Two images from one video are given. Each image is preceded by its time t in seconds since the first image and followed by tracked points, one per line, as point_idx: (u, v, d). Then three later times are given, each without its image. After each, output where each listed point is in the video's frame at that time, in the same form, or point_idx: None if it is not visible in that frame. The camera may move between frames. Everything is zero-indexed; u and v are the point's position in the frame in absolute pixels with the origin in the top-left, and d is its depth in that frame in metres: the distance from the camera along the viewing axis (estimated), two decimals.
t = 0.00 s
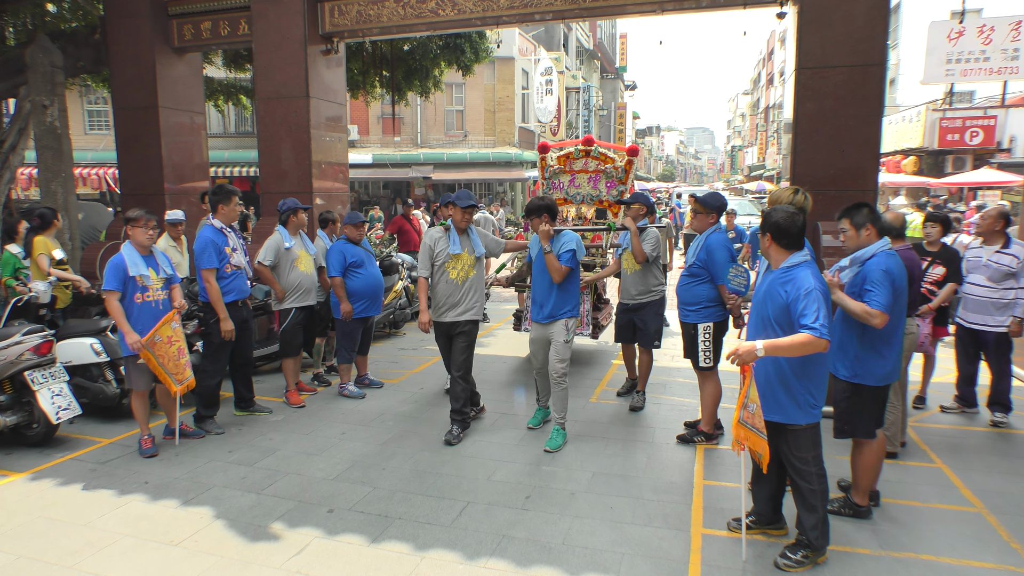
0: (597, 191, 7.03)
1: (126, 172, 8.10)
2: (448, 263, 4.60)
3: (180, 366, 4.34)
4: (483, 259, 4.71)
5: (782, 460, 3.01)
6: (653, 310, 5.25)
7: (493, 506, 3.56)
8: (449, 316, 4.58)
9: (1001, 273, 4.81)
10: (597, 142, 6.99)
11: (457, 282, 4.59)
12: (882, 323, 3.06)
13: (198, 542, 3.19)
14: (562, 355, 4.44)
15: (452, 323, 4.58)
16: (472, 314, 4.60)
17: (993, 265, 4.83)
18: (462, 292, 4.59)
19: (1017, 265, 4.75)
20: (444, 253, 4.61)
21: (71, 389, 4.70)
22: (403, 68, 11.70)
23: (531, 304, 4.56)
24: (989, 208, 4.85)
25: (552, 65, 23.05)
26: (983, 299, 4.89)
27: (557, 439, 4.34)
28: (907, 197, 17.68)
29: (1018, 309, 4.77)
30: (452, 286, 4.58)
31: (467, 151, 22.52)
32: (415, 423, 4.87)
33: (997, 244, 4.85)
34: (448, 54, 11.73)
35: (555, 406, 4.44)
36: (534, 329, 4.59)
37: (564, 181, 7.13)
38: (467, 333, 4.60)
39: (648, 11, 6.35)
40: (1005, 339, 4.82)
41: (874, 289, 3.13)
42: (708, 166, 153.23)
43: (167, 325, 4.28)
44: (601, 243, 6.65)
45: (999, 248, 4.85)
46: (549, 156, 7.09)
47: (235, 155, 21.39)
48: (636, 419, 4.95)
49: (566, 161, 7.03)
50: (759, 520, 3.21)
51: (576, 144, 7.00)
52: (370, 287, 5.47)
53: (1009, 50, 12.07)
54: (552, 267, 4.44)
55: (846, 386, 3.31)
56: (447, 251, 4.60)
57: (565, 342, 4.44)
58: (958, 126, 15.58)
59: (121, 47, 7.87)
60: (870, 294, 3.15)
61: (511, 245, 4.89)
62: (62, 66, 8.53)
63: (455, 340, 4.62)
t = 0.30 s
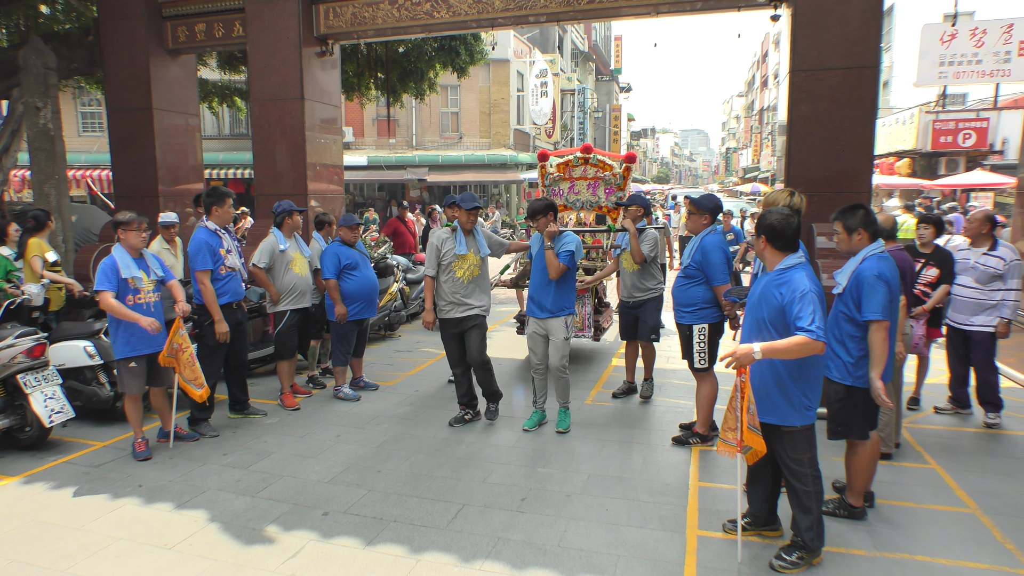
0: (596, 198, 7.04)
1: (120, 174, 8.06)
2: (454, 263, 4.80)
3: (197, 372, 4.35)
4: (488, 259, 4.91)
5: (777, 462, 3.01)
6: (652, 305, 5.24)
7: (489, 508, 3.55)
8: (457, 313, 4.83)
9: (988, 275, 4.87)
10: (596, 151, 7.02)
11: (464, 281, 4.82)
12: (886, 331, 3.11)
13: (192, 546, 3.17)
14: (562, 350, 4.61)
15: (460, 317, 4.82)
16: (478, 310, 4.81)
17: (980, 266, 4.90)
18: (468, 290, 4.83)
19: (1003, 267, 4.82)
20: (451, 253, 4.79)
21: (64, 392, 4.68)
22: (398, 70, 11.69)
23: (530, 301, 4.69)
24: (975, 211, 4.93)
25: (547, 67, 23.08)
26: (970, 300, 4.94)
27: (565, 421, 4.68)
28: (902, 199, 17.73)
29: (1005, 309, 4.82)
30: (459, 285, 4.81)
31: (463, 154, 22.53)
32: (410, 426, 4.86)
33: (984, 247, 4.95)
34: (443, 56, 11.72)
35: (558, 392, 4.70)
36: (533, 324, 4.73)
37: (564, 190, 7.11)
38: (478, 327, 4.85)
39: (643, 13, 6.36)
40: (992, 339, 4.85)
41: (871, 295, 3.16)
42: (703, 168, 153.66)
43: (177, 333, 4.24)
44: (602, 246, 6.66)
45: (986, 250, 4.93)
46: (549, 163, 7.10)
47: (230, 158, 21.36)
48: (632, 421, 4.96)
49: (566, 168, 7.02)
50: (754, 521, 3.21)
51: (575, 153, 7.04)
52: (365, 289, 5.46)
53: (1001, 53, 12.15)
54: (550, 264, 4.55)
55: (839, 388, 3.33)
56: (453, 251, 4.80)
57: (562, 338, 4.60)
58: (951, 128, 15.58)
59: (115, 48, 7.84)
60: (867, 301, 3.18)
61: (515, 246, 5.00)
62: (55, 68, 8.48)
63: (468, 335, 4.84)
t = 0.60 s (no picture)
0: (596, 195, 7.08)
1: (115, 176, 8.04)
2: (469, 262, 4.87)
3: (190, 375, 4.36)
4: (501, 259, 5.00)
5: (773, 462, 3.02)
6: (658, 310, 5.29)
7: (486, 509, 3.54)
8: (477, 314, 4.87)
9: (980, 276, 4.84)
10: (597, 149, 6.99)
11: (479, 280, 4.86)
12: (878, 329, 3.09)
13: (188, 549, 3.16)
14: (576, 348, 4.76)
15: (484, 318, 4.89)
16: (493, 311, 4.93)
17: (973, 267, 4.88)
18: (482, 288, 4.86)
19: (995, 268, 4.78)
20: (466, 253, 4.87)
21: (60, 395, 4.67)
22: (394, 71, 11.71)
23: (540, 299, 4.77)
24: (971, 211, 4.90)
25: (543, 68, 23.13)
26: (960, 301, 4.95)
27: (578, 412, 4.93)
28: (897, 199, 17.81)
29: (997, 312, 4.77)
30: (473, 284, 4.85)
31: (459, 155, 22.56)
32: (407, 428, 4.85)
33: (979, 247, 4.90)
34: (440, 57, 11.75)
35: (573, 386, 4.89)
36: (543, 321, 4.81)
37: (564, 186, 7.14)
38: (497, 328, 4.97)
39: (639, 15, 6.37)
40: (984, 340, 4.85)
41: (871, 291, 3.15)
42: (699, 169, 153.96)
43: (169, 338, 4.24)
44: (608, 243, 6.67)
45: (981, 251, 4.89)
46: (550, 161, 7.08)
47: (226, 159, 21.33)
48: (629, 421, 4.96)
49: (566, 166, 7.03)
50: (751, 521, 3.21)
51: (575, 149, 7.02)
52: (362, 291, 5.45)
53: (996, 54, 12.21)
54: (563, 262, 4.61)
55: (836, 389, 3.33)
56: (468, 251, 4.87)
57: (575, 335, 4.74)
58: (946, 128, 15.69)
59: (110, 50, 7.82)
60: (864, 297, 3.16)
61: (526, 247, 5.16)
62: (50, 70, 8.45)
63: (486, 336, 4.96)
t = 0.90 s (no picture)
0: (592, 200, 7.11)
1: (109, 176, 8.01)
2: (473, 264, 4.87)
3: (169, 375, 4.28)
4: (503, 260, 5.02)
5: (767, 465, 3.03)
6: (657, 310, 5.32)
7: (480, 512, 3.54)
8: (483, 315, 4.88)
9: (975, 281, 4.89)
10: (592, 154, 6.99)
11: (482, 281, 4.88)
12: (859, 331, 3.03)
13: (180, 551, 3.15)
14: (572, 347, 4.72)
15: (484, 320, 4.90)
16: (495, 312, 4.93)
17: (969, 272, 4.93)
18: (484, 289, 4.89)
19: (990, 274, 4.82)
20: (469, 255, 4.87)
21: (51, 396, 4.63)
22: (389, 73, 11.70)
23: (541, 300, 4.79)
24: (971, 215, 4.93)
25: (538, 71, 23.17)
26: (957, 306, 4.98)
27: (573, 414, 4.91)
28: (890, 203, 17.89)
29: (990, 319, 4.78)
30: (476, 285, 4.87)
31: (455, 157, 22.58)
32: (401, 430, 4.84)
33: (977, 251, 4.94)
34: (435, 59, 11.75)
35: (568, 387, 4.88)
36: (541, 321, 4.81)
37: (560, 192, 7.12)
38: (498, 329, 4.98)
39: (634, 18, 6.38)
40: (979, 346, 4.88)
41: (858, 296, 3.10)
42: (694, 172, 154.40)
43: (150, 337, 4.18)
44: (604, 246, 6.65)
45: (978, 256, 4.94)
46: (546, 167, 7.04)
47: (220, 160, 21.28)
48: (623, 424, 4.97)
49: (561, 172, 7.03)
50: (744, 525, 3.22)
51: (571, 155, 6.99)
52: (357, 293, 5.45)
53: (989, 59, 12.26)
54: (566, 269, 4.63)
55: (832, 393, 3.34)
56: (471, 252, 4.87)
57: (572, 335, 4.73)
58: (939, 133, 15.72)
59: (105, 50, 7.79)
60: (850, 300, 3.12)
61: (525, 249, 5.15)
62: (44, 70, 8.41)
63: (487, 336, 4.96)
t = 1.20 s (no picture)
0: (594, 201, 7.09)
1: (108, 177, 8.01)
2: (464, 264, 4.88)
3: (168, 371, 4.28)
4: (495, 261, 5.02)
5: (767, 466, 3.02)
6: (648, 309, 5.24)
7: (480, 513, 3.54)
8: (469, 314, 4.90)
9: (974, 284, 4.88)
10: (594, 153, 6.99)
11: (472, 281, 4.89)
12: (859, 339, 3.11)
13: (180, 552, 3.15)
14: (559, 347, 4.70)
15: (470, 319, 4.91)
16: (486, 311, 4.92)
17: (969, 275, 4.92)
18: (474, 289, 4.88)
19: (989, 276, 4.81)
20: (460, 254, 4.88)
21: (51, 398, 4.63)
22: (389, 74, 11.71)
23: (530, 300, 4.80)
24: (973, 217, 4.94)
25: (538, 72, 23.19)
26: (957, 308, 4.98)
27: (570, 414, 4.92)
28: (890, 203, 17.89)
29: (988, 321, 4.77)
30: (466, 284, 4.88)
31: (454, 158, 22.59)
32: (401, 431, 4.84)
33: (978, 253, 4.93)
34: (435, 60, 11.75)
35: (562, 386, 4.86)
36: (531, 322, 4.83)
37: (562, 193, 7.13)
38: (487, 326, 4.94)
39: (634, 18, 6.38)
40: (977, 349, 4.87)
41: (851, 299, 3.15)
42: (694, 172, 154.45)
43: (144, 334, 4.18)
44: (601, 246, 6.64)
45: (979, 258, 4.93)
46: (548, 167, 7.06)
47: (220, 161, 21.30)
48: (623, 425, 4.97)
49: (564, 173, 7.03)
50: (744, 526, 3.21)
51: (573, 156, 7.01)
52: (357, 294, 5.44)
53: (989, 59, 12.24)
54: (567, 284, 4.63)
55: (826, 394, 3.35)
56: (463, 253, 4.87)
57: (559, 334, 4.72)
58: (940, 133, 15.70)
59: (104, 51, 7.79)
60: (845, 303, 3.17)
61: (517, 250, 5.18)
62: (44, 71, 8.42)
63: (476, 333, 4.95)
